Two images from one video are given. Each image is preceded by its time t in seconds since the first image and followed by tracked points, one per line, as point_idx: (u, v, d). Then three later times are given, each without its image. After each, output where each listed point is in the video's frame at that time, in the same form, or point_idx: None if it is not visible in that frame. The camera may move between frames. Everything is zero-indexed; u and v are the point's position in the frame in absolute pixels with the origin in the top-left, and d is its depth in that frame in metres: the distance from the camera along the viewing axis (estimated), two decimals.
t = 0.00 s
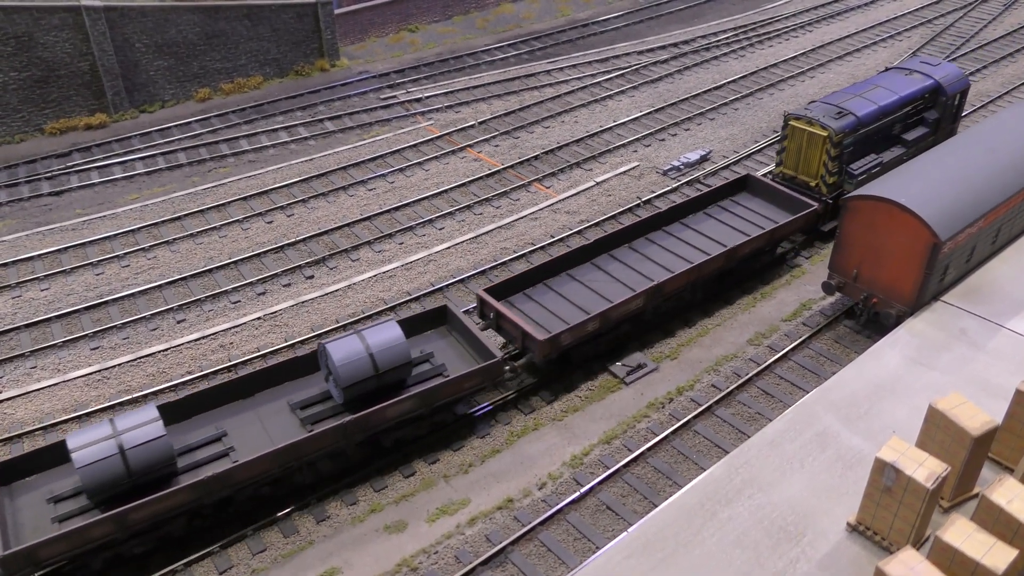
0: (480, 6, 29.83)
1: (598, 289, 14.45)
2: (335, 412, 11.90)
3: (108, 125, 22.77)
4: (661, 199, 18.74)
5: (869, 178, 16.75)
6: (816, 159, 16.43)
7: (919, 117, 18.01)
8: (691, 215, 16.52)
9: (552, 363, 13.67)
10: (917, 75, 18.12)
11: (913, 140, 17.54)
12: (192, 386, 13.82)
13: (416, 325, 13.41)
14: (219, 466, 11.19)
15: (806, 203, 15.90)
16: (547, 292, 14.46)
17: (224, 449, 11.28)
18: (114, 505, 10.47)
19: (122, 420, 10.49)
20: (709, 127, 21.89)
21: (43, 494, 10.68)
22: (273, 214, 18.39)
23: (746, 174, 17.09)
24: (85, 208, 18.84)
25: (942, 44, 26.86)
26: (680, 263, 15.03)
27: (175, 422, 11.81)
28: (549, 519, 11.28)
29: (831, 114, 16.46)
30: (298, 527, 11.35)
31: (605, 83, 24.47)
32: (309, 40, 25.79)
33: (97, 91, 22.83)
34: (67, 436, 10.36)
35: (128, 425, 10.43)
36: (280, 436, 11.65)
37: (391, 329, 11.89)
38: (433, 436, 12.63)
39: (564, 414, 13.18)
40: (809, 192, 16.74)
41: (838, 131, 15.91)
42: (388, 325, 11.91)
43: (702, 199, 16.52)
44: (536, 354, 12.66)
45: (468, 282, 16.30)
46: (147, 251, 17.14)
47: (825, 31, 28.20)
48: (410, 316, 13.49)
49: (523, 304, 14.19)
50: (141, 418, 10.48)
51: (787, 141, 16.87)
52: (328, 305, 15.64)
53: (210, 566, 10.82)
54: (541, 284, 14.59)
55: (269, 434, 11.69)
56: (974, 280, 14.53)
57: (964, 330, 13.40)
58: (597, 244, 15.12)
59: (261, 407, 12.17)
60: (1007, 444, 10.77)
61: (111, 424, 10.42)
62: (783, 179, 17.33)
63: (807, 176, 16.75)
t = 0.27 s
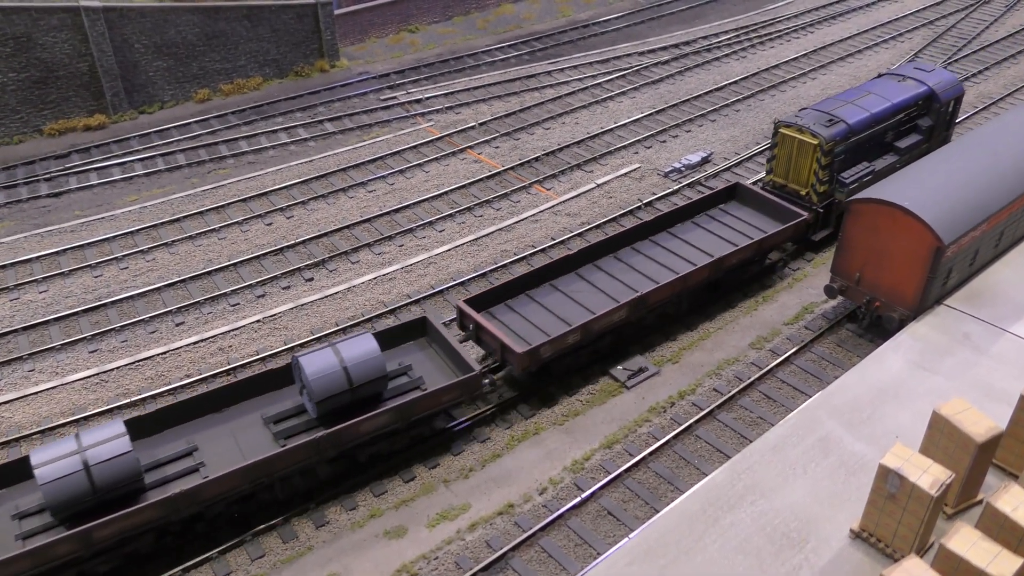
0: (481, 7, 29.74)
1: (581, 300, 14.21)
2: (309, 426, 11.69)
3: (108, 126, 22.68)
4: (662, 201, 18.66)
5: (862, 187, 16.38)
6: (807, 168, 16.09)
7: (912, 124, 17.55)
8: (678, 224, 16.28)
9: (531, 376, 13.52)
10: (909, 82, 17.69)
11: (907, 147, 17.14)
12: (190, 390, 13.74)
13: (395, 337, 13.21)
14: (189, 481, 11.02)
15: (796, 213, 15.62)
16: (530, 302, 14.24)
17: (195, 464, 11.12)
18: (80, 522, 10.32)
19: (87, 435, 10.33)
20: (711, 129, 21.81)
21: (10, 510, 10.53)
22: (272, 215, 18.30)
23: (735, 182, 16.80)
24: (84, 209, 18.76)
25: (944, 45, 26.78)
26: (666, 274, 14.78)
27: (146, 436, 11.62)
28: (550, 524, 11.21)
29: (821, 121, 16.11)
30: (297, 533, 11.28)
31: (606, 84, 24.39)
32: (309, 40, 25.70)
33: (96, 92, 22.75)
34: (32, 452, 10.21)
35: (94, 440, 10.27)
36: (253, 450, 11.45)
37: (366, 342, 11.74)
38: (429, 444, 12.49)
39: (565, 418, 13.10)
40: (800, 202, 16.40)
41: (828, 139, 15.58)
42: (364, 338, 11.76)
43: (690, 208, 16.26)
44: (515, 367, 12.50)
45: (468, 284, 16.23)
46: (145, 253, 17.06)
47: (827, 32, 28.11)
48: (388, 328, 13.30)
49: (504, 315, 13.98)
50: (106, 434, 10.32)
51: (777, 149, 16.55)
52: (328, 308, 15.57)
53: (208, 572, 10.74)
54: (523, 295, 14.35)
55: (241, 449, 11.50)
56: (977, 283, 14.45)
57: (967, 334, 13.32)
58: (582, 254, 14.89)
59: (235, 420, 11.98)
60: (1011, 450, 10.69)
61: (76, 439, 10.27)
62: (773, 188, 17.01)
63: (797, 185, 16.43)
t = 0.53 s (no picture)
0: (481, 8, 29.69)
1: (562, 312, 14.00)
2: (280, 442, 11.51)
3: (107, 127, 22.63)
4: (663, 204, 18.61)
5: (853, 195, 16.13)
6: (796, 177, 15.85)
7: (904, 132, 17.34)
8: (665, 233, 16.07)
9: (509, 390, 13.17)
10: (902, 89, 17.47)
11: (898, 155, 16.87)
12: (189, 394, 13.70)
13: (371, 350, 13.00)
14: (155, 498, 10.84)
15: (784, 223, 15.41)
16: (510, 314, 14.04)
17: (162, 481, 10.94)
18: (43, 540, 10.15)
19: (50, 452, 10.17)
20: (711, 131, 21.75)
21: None
22: (272, 218, 18.26)
23: (724, 192, 16.60)
24: (83, 212, 18.72)
25: (945, 47, 26.72)
26: (650, 285, 14.57)
27: (114, 451, 11.41)
28: (550, 530, 11.16)
29: (811, 129, 15.86)
30: (296, 538, 11.23)
31: (606, 86, 24.33)
32: (309, 42, 25.65)
33: (96, 94, 22.71)
34: None
35: (56, 458, 10.12)
36: (222, 466, 11.26)
37: (339, 356, 11.59)
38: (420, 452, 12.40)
39: (565, 422, 13.06)
40: (789, 211, 16.18)
41: (818, 148, 15.33)
42: (336, 352, 11.61)
43: (677, 217, 16.04)
44: (492, 381, 12.27)
45: (468, 288, 16.18)
46: (145, 256, 17.01)
47: (827, 33, 28.06)
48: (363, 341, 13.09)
49: (482, 326, 13.79)
50: (69, 451, 10.16)
51: (767, 158, 16.30)
52: (328, 311, 15.52)
53: None
54: (504, 306, 14.16)
55: (210, 464, 11.31)
56: (979, 287, 14.40)
57: (969, 338, 13.27)
58: (565, 264, 14.69)
59: (206, 434, 11.79)
60: (1013, 455, 10.64)
61: (38, 456, 10.11)
62: (762, 197, 16.78)
63: (786, 194, 16.18)
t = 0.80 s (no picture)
0: (480, 7, 29.66)
1: (543, 318, 13.90)
2: (250, 450, 11.33)
3: (104, 126, 22.61)
4: (660, 203, 18.58)
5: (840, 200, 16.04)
6: (783, 181, 15.77)
7: (893, 135, 17.23)
8: (649, 238, 15.94)
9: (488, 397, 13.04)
10: (891, 92, 17.36)
11: (887, 159, 16.78)
12: (185, 392, 13.69)
13: (347, 356, 12.87)
14: (121, 507, 10.71)
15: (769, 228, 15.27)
16: (489, 319, 13.94)
17: (128, 490, 10.81)
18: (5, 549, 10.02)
19: (13, 460, 10.04)
20: (709, 130, 21.73)
21: None
22: (269, 216, 18.24)
23: (710, 196, 16.46)
24: (80, 210, 18.70)
25: (943, 46, 26.71)
26: (632, 291, 14.46)
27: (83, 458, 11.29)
28: (545, 528, 11.14)
29: (798, 133, 15.79)
30: (291, 536, 11.21)
31: (604, 85, 24.31)
32: (307, 40, 25.64)
33: (93, 92, 22.69)
34: None
35: (19, 466, 9.98)
36: (191, 473, 11.15)
37: (311, 363, 11.48)
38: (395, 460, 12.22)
39: (561, 421, 13.04)
40: (776, 215, 16.10)
41: (804, 152, 15.25)
42: (308, 360, 11.50)
43: (661, 222, 15.90)
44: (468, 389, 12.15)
45: (465, 286, 16.15)
46: (141, 254, 16.99)
47: (826, 32, 28.04)
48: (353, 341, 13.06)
49: (461, 332, 13.68)
50: (33, 459, 10.03)
51: (753, 162, 16.24)
52: (324, 309, 15.51)
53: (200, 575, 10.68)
54: (484, 311, 14.07)
55: (178, 472, 11.19)
56: (976, 286, 14.38)
57: (966, 337, 13.25)
58: (547, 269, 14.61)
59: (177, 441, 11.67)
60: (1009, 455, 10.62)
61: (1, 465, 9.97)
62: (749, 201, 16.70)
63: (773, 198, 16.11)
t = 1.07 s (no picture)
0: (479, 5, 29.67)
1: (521, 324, 13.66)
2: (219, 457, 11.21)
3: (104, 123, 22.62)
4: (659, 200, 18.61)
5: (826, 204, 15.85)
6: (768, 185, 15.50)
7: (881, 138, 17.09)
8: (633, 242, 15.73)
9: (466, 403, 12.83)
10: (879, 94, 17.22)
11: (874, 163, 16.64)
12: (183, 388, 13.72)
13: (321, 361, 12.72)
14: (87, 514, 10.58)
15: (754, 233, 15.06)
16: (467, 325, 13.72)
17: (94, 497, 10.68)
18: None
19: None
20: (708, 128, 21.75)
21: None
22: (268, 213, 18.26)
23: (695, 200, 16.27)
24: (79, 207, 18.72)
25: (942, 45, 26.73)
26: (612, 296, 14.24)
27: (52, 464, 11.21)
28: (542, 524, 11.16)
29: (784, 136, 15.51)
30: (288, 532, 11.24)
31: (603, 83, 24.33)
32: (306, 38, 25.65)
33: (93, 90, 22.71)
34: None
35: None
36: (158, 480, 11.04)
37: (281, 370, 11.35)
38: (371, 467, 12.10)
39: (558, 417, 13.06)
40: (761, 220, 15.80)
41: (790, 156, 14.98)
42: (278, 366, 11.37)
43: (644, 226, 15.72)
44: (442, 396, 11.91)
45: (463, 283, 16.18)
46: (140, 251, 17.01)
47: (825, 31, 28.06)
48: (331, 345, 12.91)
49: (437, 337, 13.45)
50: None
51: (738, 165, 15.93)
52: (322, 306, 15.53)
53: (198, 570, 10.71)
54: (461, 316, 13.84)
55: (146, 479, 11.09)
56: (973, 284, 14.41)
57: (962, 334, 13.28)
58: (526, 274, 14.35)
59: (146, 448, 11.56)
60: (1005, 452, 10.65)
61: None
62: (733, 206, 16.39)
63: (758, 203, 15.83)
